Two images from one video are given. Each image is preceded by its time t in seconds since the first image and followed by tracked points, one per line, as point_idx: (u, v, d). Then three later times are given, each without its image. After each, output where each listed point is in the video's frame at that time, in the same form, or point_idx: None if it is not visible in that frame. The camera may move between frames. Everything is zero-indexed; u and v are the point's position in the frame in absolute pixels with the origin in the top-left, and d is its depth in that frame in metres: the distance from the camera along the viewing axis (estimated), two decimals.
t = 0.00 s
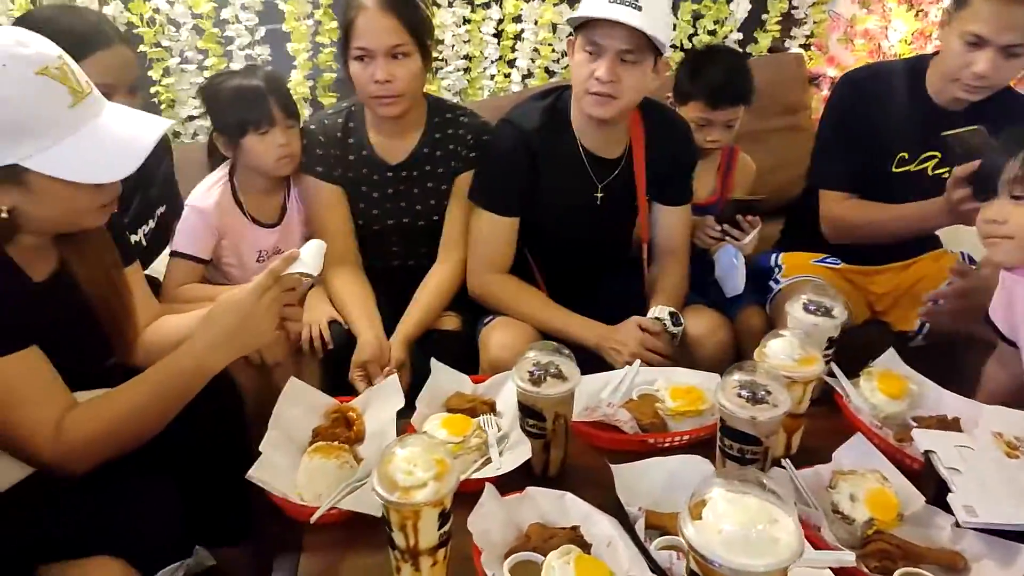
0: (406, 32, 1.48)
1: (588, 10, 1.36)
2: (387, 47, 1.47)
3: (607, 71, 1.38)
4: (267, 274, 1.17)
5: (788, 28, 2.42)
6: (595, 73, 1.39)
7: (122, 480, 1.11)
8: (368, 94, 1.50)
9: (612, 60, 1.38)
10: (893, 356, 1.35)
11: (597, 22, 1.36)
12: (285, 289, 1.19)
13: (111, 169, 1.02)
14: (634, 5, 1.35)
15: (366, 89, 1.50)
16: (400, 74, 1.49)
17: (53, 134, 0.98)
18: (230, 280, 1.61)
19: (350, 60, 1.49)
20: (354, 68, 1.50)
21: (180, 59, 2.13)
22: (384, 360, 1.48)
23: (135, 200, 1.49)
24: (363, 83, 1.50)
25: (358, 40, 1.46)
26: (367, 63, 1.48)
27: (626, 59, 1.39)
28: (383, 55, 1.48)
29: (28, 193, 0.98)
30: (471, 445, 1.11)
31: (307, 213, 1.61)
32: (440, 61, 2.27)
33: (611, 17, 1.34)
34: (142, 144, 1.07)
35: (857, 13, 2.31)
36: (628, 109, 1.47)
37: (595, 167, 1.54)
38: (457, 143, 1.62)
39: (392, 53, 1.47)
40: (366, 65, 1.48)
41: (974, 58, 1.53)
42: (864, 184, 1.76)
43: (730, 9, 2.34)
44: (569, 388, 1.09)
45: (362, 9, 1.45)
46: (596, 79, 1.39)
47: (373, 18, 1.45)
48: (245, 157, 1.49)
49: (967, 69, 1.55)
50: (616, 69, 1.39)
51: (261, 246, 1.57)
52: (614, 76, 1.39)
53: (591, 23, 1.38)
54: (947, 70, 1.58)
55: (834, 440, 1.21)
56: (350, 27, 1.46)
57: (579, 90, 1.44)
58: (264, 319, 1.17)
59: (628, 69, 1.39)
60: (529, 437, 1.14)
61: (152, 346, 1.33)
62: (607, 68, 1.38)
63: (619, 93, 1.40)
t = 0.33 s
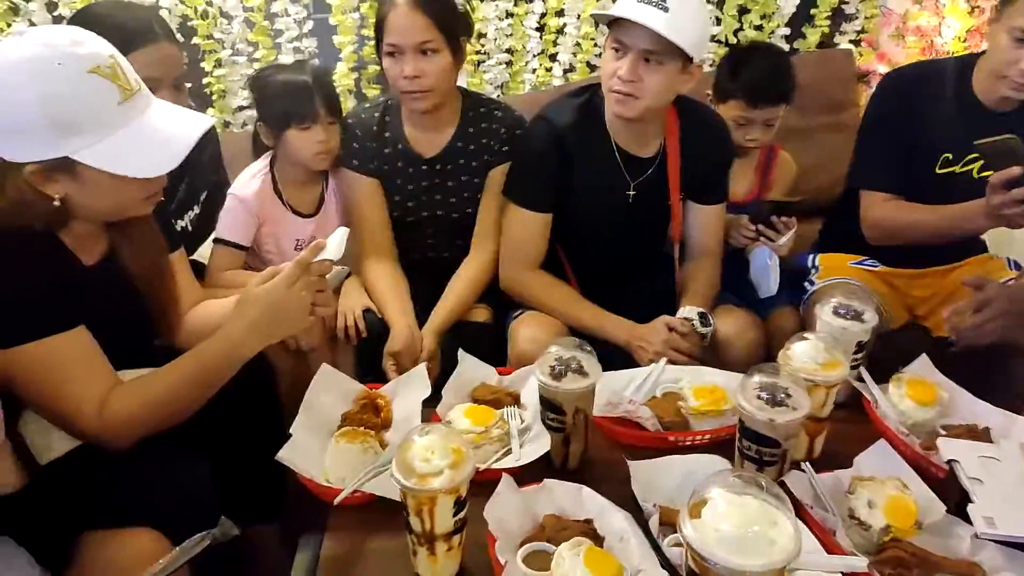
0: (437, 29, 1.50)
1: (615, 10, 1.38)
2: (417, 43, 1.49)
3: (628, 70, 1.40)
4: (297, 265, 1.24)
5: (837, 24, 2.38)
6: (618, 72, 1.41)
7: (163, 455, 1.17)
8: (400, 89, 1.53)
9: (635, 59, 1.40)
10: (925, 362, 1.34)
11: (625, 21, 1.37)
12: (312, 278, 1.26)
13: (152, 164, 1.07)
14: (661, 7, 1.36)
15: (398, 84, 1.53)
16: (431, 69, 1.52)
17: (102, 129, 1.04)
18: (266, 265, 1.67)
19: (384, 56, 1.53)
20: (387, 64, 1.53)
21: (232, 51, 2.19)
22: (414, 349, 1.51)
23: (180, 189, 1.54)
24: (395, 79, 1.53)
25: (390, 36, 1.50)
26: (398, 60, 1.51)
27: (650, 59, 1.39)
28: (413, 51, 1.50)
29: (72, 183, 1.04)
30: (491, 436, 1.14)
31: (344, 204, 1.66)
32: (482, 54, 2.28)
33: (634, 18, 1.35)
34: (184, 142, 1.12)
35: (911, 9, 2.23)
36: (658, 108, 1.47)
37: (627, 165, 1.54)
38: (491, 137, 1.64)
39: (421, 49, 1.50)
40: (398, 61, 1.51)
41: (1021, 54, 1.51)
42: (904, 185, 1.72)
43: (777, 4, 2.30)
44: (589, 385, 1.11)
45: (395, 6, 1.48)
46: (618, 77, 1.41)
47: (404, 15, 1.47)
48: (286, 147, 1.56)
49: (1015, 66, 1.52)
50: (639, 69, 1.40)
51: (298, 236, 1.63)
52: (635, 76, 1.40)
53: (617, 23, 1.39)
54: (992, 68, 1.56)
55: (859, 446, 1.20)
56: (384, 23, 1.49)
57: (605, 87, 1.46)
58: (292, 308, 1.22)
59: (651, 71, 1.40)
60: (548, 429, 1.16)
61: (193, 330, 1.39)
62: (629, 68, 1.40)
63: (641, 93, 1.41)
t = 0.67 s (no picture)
0: (483, 17, 1.54)
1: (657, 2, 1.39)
2: (464, 32, 1.53)
3: (669, 61, 1.41)
4: (341, 243, 1.30)
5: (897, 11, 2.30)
6: (658, 62, 1.43)
7: (213, 419, 1.25)
8: (449, 77, 1.57)
9: (676, 50, 1.41)
10: (964, 360, 1.32)
11: (666, 12, 1.39)
12: (356, 257, 1.32)
13: (211, 146, 1.13)
14: None
15: (445, 71, 1.57)
16: (477, 58, 1.56)
17: (164, 113, 1.11)
18: (314, 244, 1.74)
19: (432, 44, 1.57)
20: (434, 52, 1.57)
21: (292, 35, 2.26)
22: (455, 327, 1.57)
23: (238, 168, 1.61)
24: (443, 66, 1.57)
25: (438, 25, 1.54)
26: (446, 48, 1.55)
27: (691, 49, 1.40)
28: (460, 40, 1.54)
29: (138, 160, 1.12)
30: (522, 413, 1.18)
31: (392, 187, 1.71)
32: (533, 42, 2.31)
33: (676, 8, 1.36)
34: (241, 126, 1.17)
35: None
36: (699, 99, 1.48)
37: (668, 153, 1.55)
38: (534, 124, 1.67)
39: (468, 37, 1.54)
40: (445, 49, 1.56)
41: None
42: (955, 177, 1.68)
43: None
44: (620, 367, 1.13)
45: None
46: (658, 67, 1.43)
47: (451, 4, 1.51)
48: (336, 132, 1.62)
49: None
50: (680, 59, 1.41)
51: (347, 217, 1.70)
52: (675, 66, 1.41)
53: (659, 13, 1.40)
54: None
55: (890, 440, 1.20)
56: (432, 12, 1.53)
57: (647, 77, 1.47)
58: (336, 285, 1.29)
59: (692, 61, 1.41)
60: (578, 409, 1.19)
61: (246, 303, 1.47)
62: (670, 58, 1.41)
63: (681, 83, 1.42)
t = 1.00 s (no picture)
0: (541, 16, 1.59)
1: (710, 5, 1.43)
2: (522, 30, 1.59)
3: (720, 62, 1.45)
4: (398, 231, 1.39)
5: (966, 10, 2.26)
6: (709, 63, 1.46)
7: (276, 388, 1.35)
8: (507, 74, 1.64)
9: (728, 52, 1.44)
10: (1011, 365, 1.33)
11: (719, 14, 1.42)
12: (412, 245, 1.41)
13: (282, 137, 1.21)
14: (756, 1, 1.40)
15: (504, 68, 1.63)
16: (533, 54, 1.62)
17: (240, 106, 1.21)
18: (378, 229, 1.82)
19: (490, 42, 1.63)
20: (494, 49, 1.63)
21: (361, 29, 2.36)
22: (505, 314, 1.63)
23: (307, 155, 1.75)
24: (501, 63, 1.63)
25: (497, 24, 1.60)
26: (506, 46, 1.61)
27: (742, 51, 1.43)
28: (519, 37, 1.60)
29: (218, 148, 1.21)
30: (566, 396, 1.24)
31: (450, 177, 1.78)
32: (592, 37, 2.35)
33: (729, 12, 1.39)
34: (309, 120, 1.25)
35: None
36: (750, 98, 1.50)
37: (719, 152, 1.59)
38: (587, 119, 1.72)
39: (526, 35, 1.59)
40: (503, 47, 1.61)
41: None
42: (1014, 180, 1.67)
43: None
44: (659, 357, 1.19)
45: None
46: (709, 68, 1.47)
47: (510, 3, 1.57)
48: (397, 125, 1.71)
49: None
50: (732, 60, 1.44)
51: (406, 203, 1.78)
52: (726, 67, 1.45)
53: (713, 15, 1.44)
54: None
55: (928, 441, 1.22)
56: (492, 11, 1.60)
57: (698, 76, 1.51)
58: (394, 269, 1.37)
59: (743, 62, 1.44)
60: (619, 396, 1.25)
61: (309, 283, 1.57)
62: (721, 59, 1.45)
63: (731, 84, 1.45)
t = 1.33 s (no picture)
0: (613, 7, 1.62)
1: None
2: (595, 22, 1.62)
3: (788, 55, 1.45)
4: (464, 213, 1.47)
5: None
6: (778, 56, 1.47)
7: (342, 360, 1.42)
8: (577, 65, 1.67)
9: (797, 44, 1.45)
10: None
11: (790, 8, 1.43)
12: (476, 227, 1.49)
13: (356, 121, 1.28)
14: None
15: (575, 58, 1.67)
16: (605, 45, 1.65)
17: (321, 90, 1.27)
18: (441, 215, 1.88)
19: (562, 33, 1.66)
20: (565, 41, 1.66)
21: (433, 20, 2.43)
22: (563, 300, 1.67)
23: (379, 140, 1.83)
24: (572, 54, 1.67)
25: (570, 16, 1.63)
26: (577, 37, 1.64)
27: (812, 44, 1.43)
28: (592, 29, 1.63)
29: (298, 129, 1.29)
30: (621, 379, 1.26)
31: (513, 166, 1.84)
32: (661, 31, 2.35)
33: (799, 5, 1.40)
34: (382, 106, 1.31)
35: None
36: (819, 92, 1.50)
37: (786, 146, 1.58)
38: (652, 111, 1.74)
39: (598, 26, 1.63)
40: (576, 38, 1.64)
41: None
42: None
43: None
44: (713, 345, 1.20)
45: None
46: (778, 61, 1.47)
47: None
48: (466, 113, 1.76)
49: None
50: (800, 54, 1.45)
51: (469, 190, 1.83)
52: (795, 60, 1.45)
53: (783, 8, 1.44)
54: None
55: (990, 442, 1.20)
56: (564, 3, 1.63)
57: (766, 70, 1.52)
58: (458, 250, 1.44)
59: (812, 56, 1.44)
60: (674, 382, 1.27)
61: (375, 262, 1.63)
62: (790, 52, 1.45)
63: (799, 77, 1.46)
